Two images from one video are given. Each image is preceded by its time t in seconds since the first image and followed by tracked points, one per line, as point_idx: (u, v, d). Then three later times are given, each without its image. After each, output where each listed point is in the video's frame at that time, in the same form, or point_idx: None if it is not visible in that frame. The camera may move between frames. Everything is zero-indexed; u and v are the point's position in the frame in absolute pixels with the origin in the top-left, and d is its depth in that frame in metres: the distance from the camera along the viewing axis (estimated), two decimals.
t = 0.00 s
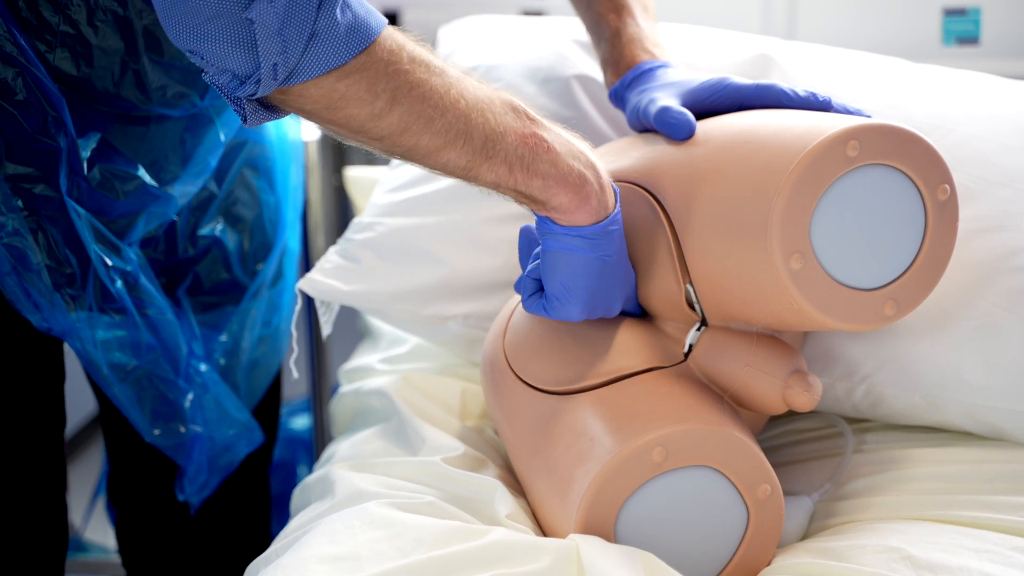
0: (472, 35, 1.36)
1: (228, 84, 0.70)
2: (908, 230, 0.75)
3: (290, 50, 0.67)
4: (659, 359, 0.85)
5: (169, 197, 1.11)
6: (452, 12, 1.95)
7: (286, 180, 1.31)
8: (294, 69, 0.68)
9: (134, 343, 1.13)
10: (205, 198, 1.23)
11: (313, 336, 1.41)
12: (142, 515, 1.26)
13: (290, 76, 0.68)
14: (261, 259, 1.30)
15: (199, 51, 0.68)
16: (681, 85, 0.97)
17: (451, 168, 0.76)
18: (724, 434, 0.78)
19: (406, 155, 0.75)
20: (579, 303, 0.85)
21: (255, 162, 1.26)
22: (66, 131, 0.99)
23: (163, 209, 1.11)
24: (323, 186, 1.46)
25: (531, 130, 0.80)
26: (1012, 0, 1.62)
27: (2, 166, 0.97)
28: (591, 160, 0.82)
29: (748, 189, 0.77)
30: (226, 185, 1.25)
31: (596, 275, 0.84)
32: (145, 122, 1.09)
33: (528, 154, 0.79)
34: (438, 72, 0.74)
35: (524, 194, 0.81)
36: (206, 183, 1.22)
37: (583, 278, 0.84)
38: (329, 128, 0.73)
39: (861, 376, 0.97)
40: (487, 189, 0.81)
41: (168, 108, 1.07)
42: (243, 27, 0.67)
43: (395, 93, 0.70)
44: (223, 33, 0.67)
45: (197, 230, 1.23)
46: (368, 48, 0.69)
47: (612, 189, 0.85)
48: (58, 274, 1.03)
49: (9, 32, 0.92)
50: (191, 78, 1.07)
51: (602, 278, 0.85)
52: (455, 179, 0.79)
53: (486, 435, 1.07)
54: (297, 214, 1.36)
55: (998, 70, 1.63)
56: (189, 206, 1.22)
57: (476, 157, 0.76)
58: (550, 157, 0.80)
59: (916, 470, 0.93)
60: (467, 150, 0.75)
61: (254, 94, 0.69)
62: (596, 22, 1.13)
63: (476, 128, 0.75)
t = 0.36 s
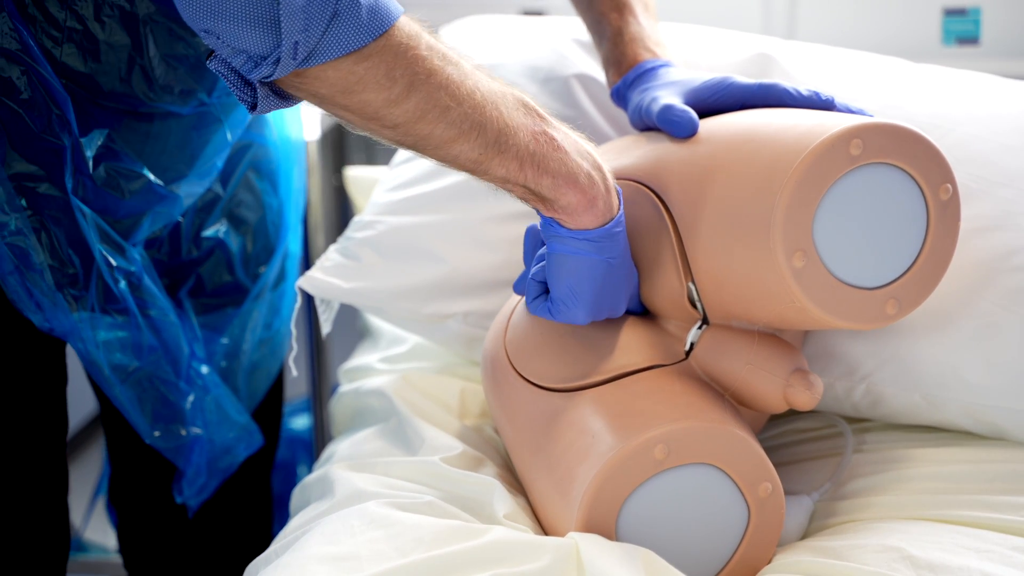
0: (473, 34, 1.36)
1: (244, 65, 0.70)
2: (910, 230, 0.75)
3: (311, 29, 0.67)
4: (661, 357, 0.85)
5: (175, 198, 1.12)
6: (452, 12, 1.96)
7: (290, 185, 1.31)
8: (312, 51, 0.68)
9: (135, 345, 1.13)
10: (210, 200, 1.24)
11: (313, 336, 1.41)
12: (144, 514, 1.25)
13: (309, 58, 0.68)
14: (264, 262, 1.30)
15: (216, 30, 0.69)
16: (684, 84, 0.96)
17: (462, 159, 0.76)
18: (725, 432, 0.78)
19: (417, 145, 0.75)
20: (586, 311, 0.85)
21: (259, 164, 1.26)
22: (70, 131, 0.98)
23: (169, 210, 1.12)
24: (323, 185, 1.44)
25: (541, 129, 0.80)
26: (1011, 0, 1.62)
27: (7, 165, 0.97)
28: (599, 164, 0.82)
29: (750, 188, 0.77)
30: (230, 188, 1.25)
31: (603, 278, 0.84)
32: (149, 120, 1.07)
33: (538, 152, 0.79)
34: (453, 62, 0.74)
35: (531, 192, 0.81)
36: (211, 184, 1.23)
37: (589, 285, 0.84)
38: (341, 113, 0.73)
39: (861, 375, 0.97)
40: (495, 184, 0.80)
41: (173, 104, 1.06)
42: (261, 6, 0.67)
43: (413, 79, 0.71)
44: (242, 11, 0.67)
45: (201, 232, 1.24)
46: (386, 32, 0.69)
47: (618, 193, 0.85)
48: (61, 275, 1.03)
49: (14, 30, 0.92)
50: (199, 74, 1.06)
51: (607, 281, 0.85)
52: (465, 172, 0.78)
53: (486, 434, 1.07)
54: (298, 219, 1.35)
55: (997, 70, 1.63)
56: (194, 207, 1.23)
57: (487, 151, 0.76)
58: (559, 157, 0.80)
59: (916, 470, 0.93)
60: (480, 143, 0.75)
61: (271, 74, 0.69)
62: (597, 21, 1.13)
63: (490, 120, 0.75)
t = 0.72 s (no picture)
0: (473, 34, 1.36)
1: (249, 79, 0.69)
2: (911, 230, 0.75)
3: (316, 45, 0.66)
4: (661, 357, 0.84)
5: (183, 198, 1.12)
6: (452, 11, 1.96)
7: (292, 184, 1.32)
8: (318, 67, 0.67)
9: (144, 347, 1.13)
10: (216, 200, 1.24)
11: (313, 335, 1.41)
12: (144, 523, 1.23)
13: (313, 74, 0.67)
14: (269, 260, 1.31)
15: (222, 42, 0.68)
16: (685, 84, 0.96)
17: (456, 190, 0.75)
18: (726, 431, 0.78)
19: (413, 170, 0.74)
20: (568, 333, 0.85)
21: (263, 164, 1.27)
22: (81, 134, 0.98)
23: (177, 210, 1.12)
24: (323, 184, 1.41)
25: (546, 166, 0.78)
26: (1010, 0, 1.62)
27: (17, 168, 0.97)
28: (603, 207, 0.80)
29: (751, 187, 0.77)
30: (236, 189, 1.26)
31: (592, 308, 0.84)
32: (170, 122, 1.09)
33: (536, 191, 0.77)
34: (460, 89, 0.72)
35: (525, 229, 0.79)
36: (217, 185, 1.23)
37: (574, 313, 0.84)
38: (339, 131, 0.72)
39: (861, 375, 0.97)
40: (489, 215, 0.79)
41: (180, 106, 1.07)
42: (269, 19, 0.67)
43: (414, 104, 0.69)
44: (249, 23, 0.67)
45: (208, 232, 1.23)
46: (392, 52, 0.68)
47: (617, 231, 0.83)
48: (70, 277, 1.02)
49: (24, 33, 0.91)
50: (205, 73, 1.07)
51: (594, 311, 0.84)
52: (461, 201, 0.77)
53: (485, 434, 1.07)
54: (301, 220, 1.35)
55: (997, 70, 1.63)
56: (200, 208, 1.22)
57: (484, 185, 0.75)
58: (558, 198, 0.78)
59: (916, 470, 0.93)
60: (476, 177, 0.74)
61: (275, 89, 0.69)
62: (599, 21, 1.12)
63: (490, 154, 0.74)
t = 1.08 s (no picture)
0: (474, 34, 1.36)
1: (242, 95, 0.71)
2: (912, 231, 0.75)
3: (306, 69, 0.68)
4: (661, 356, 0.84)
5: (195, 194, 1.12)
6: (452, 11, 1.96)
7: (296, 178, 1.34)
8: (306, 89, 0.69)
9: (162, 344, 1.13)
10: (225, 195, 1.25)
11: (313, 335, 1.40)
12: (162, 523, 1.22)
13: (302, 96, 0.69)
14: (278, 252, 1.30)
15: (217, 58, 0.70)
16: (688, 84, 0.96)
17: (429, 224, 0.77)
18: (726, 431, 0.78)
19: (388, 198, 0.76)
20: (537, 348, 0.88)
21: (267, 157, 1.28)
22: (93, 131, 0.99)
23: (189, 207, 1.12)
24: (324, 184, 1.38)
25: (526, 215, 0.78)
26: None
27: (31, 168, 0.97)
28: (578, 264, 0.81)
29: (751, 188, 0.77)
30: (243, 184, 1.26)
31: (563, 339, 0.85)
32: (169, 121, 1.09)
33: (510, 239, 0.78)
34: (445, 127, 0.73)
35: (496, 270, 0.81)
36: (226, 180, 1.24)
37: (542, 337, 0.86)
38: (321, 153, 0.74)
39: (861, 376, 0.97)
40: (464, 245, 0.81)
41: (188, 103, 1.08)
42: (262, 39, 0.69)
43: (396, 138, 0.71)
44: (242, 42, 0.69)
45: (218, 228, 1.24)
46: (380, 83, 0.70)
47: (596, 280, 0.83)
48: (86, 276, 1.03)
49: (33, 34, 0.91)
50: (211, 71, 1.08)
51: (563, 342, 0.86)
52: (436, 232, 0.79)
53: (485, 434, 1.07)
54: (306, 215, 1.36)
55: (997, 70, 1.63)
56: (210, 204, 1.23)
57: (458, 225, 0.77)
58: (530, 249, 0.79)
59: (917, 471, 0.93)
60: (449, 217, 0.76)
61: (265, 107, 0.70)
62: (602, 19, 1.12)
63: (468, 196, 0.75)
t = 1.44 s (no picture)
0: (474, 34, 1.36)
1: (217, 103, 0.74)
2: (911, 231, 0.75)
3: (275, 78, 0.71)
4: (660, 355, 0.84)
5: (195, 192, 1.13)
6: (452, 11, 1.96)
7: (296, 177, 1.33)
8: (277, 98, 0.72)
9: (163, 343, 1.13)
10: (224, 193, 1.25)
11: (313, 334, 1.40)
12: (166, 521, 1.23)
13: (273, 105, 0.72)
14: (279, 250, 1.30)
15: (193, 65, 0.74)
16: (689, 83, 0.96)
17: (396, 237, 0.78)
18: (725, 431, 0.78)
19: (358, 211, 0.77)
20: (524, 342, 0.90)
21: (266, 156, 1.28)
22: (92, 129, 0.99)
23: (189, 204, 1.13)
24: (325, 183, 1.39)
25: (491, 235, 0.78)
26: None
27: (30, 167, 0.97)
28: (540, 286, 0.81)
29: (751, 187, 0.77)
30: (243, 182, 1.26)
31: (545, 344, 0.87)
32: (167, 120, 1.08)
33: (473, 257, 0.78)
34: (413, 143, 0.74)
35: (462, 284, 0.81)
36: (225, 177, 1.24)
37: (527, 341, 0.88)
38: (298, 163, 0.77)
39: (862, 375, 0.97)
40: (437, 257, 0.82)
41: (186, 101, 1.08)
42: (235, 48, 0.73)
43: (361, 150, 0.73)
44: (217, 51, 0.73)
45: (218, 226, 1.24)
46: (349, 96, 0.72)
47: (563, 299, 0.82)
48: (86, 275, 1.03)
49: (30, 34, 0.91)
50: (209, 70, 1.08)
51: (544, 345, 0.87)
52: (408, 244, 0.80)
53: (485, 433, 1.07)
54: (307, 214, 1.36)
55: (997, 70, 1.63)
56: (210, 202, 1.24)
57: (423, 240, 0.77)
58: (491, 268, 0.79)
59: (916, 471, 0.93)
60: (413, 232, 0.76)
61: (238, 115, 0.73)
62: (603, 18, 1.12)
63: (432, 212, 0.75)
